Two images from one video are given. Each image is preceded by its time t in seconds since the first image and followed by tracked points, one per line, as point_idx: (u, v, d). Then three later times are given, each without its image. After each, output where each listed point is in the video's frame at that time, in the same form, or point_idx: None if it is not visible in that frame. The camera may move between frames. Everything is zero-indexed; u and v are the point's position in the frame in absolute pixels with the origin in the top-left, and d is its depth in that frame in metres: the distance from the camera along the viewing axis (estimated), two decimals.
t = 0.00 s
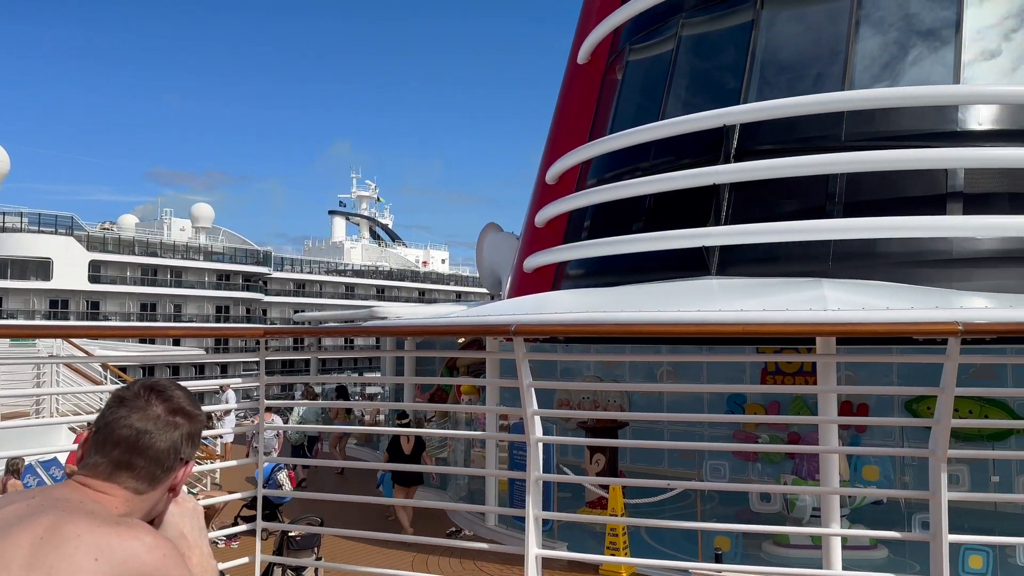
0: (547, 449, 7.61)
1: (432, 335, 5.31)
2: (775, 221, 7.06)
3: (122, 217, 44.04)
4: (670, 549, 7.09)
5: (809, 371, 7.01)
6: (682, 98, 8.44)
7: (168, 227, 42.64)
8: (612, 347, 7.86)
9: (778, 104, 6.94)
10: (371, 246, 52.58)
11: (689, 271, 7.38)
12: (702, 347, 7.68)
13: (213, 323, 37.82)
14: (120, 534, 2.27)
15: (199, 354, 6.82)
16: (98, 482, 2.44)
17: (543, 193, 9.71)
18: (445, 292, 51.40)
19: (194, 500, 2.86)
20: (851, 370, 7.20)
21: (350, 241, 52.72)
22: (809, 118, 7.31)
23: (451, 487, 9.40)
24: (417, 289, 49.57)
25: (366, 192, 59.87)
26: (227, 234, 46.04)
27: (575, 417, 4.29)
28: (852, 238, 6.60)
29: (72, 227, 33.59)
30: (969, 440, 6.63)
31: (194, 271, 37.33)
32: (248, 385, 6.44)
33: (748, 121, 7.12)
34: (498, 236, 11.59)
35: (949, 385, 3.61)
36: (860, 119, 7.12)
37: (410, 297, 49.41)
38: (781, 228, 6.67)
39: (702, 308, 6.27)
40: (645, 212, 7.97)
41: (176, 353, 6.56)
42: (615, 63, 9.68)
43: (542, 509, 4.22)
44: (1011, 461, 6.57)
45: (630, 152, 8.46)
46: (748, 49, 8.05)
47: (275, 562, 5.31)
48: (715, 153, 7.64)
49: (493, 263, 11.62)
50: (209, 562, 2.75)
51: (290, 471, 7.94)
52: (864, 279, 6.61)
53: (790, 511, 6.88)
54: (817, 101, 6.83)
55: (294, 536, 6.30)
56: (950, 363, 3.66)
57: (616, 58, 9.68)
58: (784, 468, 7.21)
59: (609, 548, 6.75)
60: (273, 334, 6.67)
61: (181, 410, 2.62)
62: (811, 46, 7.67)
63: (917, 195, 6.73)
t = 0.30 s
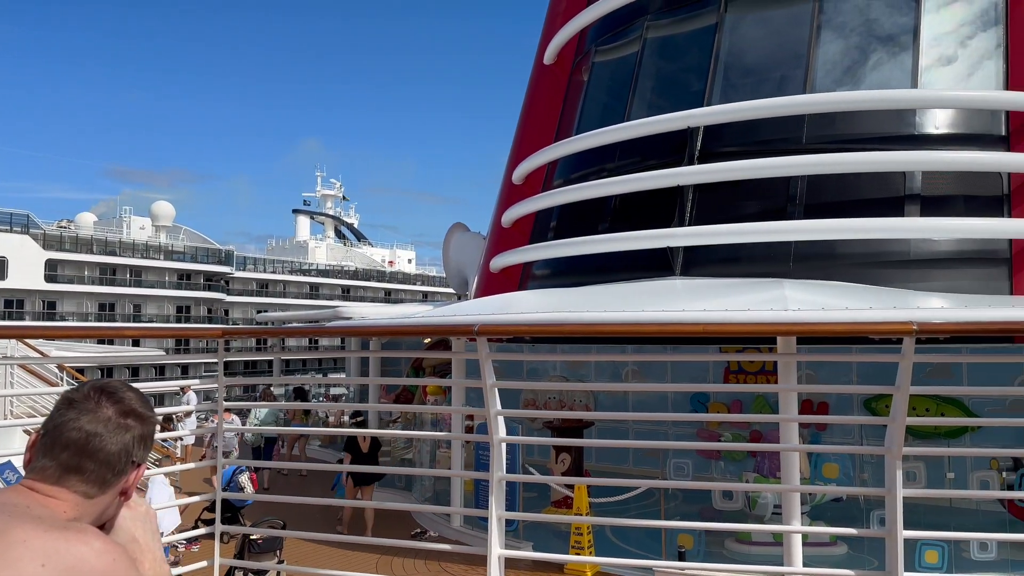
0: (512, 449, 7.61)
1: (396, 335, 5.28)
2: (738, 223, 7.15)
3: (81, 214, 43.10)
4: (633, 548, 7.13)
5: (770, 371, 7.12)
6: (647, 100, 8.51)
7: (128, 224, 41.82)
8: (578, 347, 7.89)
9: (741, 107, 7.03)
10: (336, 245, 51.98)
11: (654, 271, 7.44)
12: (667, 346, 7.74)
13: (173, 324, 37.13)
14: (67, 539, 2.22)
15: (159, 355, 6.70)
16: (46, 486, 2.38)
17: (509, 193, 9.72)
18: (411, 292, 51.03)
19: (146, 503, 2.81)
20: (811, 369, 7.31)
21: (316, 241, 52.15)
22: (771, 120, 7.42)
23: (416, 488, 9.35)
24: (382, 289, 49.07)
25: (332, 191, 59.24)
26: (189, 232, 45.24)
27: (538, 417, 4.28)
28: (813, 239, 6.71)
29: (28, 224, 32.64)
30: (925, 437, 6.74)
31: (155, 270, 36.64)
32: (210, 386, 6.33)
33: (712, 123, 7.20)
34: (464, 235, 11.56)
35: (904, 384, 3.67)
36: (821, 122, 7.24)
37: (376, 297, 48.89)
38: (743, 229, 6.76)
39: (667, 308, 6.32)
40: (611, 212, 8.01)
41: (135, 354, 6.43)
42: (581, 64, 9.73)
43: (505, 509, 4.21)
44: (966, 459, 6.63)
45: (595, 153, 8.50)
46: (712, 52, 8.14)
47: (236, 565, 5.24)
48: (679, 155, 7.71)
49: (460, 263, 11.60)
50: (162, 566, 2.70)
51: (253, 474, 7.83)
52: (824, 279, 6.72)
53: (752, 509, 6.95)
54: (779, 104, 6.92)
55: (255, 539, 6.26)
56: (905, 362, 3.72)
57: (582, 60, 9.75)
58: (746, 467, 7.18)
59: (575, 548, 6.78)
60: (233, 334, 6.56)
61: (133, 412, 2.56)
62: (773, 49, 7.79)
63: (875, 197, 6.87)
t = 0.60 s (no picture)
0: (478, 448, 7.59)
1: (361, 333, 5.23)
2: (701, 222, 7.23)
3: (37, 211, 42.10)
4: (598, 545, 7.14)
5: (733, 368, 7.21)
6: (612, 99, 8.55)
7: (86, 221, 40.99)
8: (544, 345, 7.91)
9: (704, 108, 7.10)
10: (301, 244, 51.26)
11: (619, 270, 7.50)
12: (632, 345, 7.80)
13: (133, 323, 36.36)
14: (14, 540, 2.17)
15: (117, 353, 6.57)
16: None
17: (475, 191, 9.70)
18: (377, 292, 50.39)
19: (99, 504, 2.74)
20: (773, 367, 7.40)
21: (281, 239, 51.44)
22: (734, 121, 7.51)
23: (381, 487, 9.27)
24: (348, 289, 48.12)
25: (297, 189, 58.52)
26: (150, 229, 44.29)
27: (502, 415, 4.27)
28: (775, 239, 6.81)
29: None
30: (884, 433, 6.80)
31: (114, 268, 35.90)
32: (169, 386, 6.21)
33: (677, 124, 7.27)
34: (430, 233, 11.53)
35: (862, 380, 3.73)
36: (783, 124, 7.34)
37: (341, 296, 48.09)
38: (707, 228, 6.83)
39: (632, 306, 6.37)
40: (577, 212, 8.04)
41: (91, 353, 6.29)
42: (547, 64, 9.76)
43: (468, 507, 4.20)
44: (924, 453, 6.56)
45: (562, 152, 8.52)
46: (677, 53, 8.21)
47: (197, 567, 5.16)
48: (645, 155, 7.77)
49: (426, 261, 11.56)
50: (115, 567, 2.66)
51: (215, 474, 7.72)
52: (785, 278, 6.82)
53: (715, 505, 6.80)
54: (742, 106, 7.01)
55: (217, 540, 6.19)
56: (862, 359, 3.78)
57: (548, 59, 9.77)
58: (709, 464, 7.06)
59: (541, 546, 6.81)
60: (192, 333, 6.44)
61: (84, 410, 2.50)
62: (737, 51, 7.89)
63: (836, 198, 6.99)
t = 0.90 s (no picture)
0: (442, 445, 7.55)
1: (321, 330, 5.15)
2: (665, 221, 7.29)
3: None
4: (560, 540, 7.16)
5: (695, 364, 7.28)
6: (577, 97, 8.58)
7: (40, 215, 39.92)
8: (508, 342, 7.90)
9: (667, 107, 7.16)
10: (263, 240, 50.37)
11: (583, 268, 7.54)
12: (596, 342, 7.83)
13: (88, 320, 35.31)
14: None
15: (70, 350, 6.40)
16: None
17: (440, 188, 9.66)
18: (341, 290, 49.24)
19: (45, 504, 2.67)
20: (734, 364, 7.49)
21: (243, 235, 50.56)
22: (697, 121, 7.59)
23: (343, 485, 9.17)
24: (312, 286, 46.94)
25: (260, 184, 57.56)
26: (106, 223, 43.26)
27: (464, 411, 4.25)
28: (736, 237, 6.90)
29: None
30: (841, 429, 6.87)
31: (69, 264, 34.92)
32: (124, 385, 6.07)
33: (640, 122, 7.32)
34: (395, 230, 11.50)
35: (817, 375, 3.79)
36: (745, 124, 7.43)
37: (306, 292, 46.98)
38: (669, 227, 6.90)
39: (595, 303, 6.40)
40: (541, 209, 8.06)
41: (42, 350, 6.12)
42: (512, 61, 9.75)
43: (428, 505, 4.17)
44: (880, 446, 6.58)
45: (526, 149, 8.52)
46: (641, 53, 8.27)
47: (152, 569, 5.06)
48: (608, 153, 7.81)
49: (391, 258, 11.50)
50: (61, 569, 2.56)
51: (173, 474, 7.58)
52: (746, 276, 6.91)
53: (676, 499, 6.85)
54: (704, 105, 7.09)
55: (175, 540, 6.09)
56: (817, 354, 3.84)
57: (513, 56, 9.76)
58: (671, 459, 7.06)
59: (504, 543, 6.82)
60: (148, 329, 6.29)
61: (29, 408, 2.43)
62: (699, 52, 7.97)
63: (796, 197, 7.09)
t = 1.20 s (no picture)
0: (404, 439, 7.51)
1: (278, 324, 5.08)
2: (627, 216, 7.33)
3: None
4: (521, 534, 7.18)
5: (657, 358, 7.34)
6: (540, 92, 8.58)
7: None
8: (472, 337, 7.89)
9: (629, 103, 7.20)
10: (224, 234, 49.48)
11: (546, 262, 7.55)
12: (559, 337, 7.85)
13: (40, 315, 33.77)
14: None
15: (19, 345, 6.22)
16: None
17: (403, 182, 9.59)
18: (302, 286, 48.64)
19: None
20: (695, 357, 7.55)
21: (203, 228, 49.61)
22: (659, 117, 7.64)
23: (303, 481, 9.06)
24: (273, 281, 46.34)
25: (220, 177, 56.52)
26: (59, 215, 42.01)
27: (423, 405, 4.22)
28: (697, 232, 6.97)
29: None
30: (798, 421, 6.90)
31: (21, 258, 33.18)
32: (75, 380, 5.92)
33: (603, 118, 7.35)
34: (358, 224, 11.41)
35: (771, 367, 3.85)
36: (707, 120, 7.50)
37: (267, 287, 46.38)
38: (632, 222, 6.94)
39: (557, 298, 6.42)
40: (505, 204, 8.05)
41: None
42: (476, 55, 9.72)
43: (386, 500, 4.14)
44: (836, 438, 6.67)
45: (490, 143, 8.50)
46: (604, 48, 8.30)
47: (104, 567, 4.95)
48: (572, 148, 7.83)
49: (353, 252, 11.41)
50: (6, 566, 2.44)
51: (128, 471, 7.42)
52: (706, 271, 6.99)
53: (637, 492, 6.92)
54: (666, 102, 7.14)
55: (129, 537, 5.97)
56: (772, 347, 3.90)
57: (477, 50, 9.73)
58: (632, 452, 7.12)
59: (466, 537, 6.85)
60: (100, 323, 6.14)
61: None
62: (662, 49, 8.02)
63: (755, 193, 7.19)
